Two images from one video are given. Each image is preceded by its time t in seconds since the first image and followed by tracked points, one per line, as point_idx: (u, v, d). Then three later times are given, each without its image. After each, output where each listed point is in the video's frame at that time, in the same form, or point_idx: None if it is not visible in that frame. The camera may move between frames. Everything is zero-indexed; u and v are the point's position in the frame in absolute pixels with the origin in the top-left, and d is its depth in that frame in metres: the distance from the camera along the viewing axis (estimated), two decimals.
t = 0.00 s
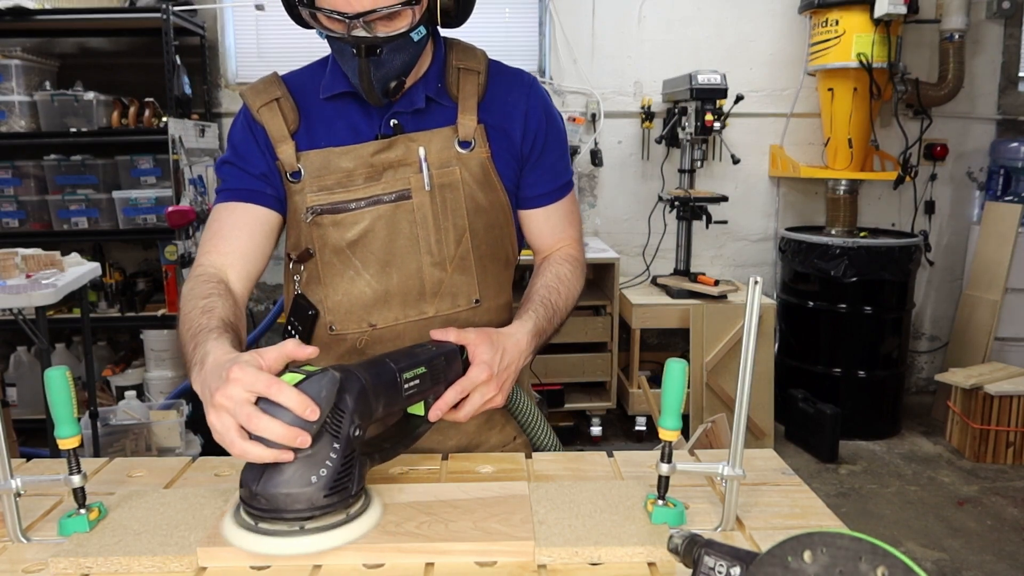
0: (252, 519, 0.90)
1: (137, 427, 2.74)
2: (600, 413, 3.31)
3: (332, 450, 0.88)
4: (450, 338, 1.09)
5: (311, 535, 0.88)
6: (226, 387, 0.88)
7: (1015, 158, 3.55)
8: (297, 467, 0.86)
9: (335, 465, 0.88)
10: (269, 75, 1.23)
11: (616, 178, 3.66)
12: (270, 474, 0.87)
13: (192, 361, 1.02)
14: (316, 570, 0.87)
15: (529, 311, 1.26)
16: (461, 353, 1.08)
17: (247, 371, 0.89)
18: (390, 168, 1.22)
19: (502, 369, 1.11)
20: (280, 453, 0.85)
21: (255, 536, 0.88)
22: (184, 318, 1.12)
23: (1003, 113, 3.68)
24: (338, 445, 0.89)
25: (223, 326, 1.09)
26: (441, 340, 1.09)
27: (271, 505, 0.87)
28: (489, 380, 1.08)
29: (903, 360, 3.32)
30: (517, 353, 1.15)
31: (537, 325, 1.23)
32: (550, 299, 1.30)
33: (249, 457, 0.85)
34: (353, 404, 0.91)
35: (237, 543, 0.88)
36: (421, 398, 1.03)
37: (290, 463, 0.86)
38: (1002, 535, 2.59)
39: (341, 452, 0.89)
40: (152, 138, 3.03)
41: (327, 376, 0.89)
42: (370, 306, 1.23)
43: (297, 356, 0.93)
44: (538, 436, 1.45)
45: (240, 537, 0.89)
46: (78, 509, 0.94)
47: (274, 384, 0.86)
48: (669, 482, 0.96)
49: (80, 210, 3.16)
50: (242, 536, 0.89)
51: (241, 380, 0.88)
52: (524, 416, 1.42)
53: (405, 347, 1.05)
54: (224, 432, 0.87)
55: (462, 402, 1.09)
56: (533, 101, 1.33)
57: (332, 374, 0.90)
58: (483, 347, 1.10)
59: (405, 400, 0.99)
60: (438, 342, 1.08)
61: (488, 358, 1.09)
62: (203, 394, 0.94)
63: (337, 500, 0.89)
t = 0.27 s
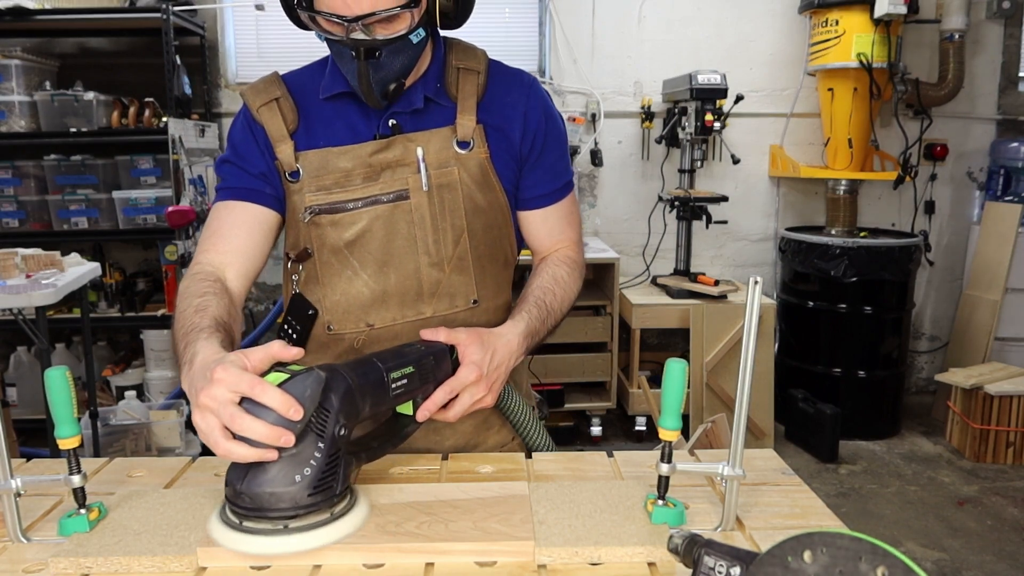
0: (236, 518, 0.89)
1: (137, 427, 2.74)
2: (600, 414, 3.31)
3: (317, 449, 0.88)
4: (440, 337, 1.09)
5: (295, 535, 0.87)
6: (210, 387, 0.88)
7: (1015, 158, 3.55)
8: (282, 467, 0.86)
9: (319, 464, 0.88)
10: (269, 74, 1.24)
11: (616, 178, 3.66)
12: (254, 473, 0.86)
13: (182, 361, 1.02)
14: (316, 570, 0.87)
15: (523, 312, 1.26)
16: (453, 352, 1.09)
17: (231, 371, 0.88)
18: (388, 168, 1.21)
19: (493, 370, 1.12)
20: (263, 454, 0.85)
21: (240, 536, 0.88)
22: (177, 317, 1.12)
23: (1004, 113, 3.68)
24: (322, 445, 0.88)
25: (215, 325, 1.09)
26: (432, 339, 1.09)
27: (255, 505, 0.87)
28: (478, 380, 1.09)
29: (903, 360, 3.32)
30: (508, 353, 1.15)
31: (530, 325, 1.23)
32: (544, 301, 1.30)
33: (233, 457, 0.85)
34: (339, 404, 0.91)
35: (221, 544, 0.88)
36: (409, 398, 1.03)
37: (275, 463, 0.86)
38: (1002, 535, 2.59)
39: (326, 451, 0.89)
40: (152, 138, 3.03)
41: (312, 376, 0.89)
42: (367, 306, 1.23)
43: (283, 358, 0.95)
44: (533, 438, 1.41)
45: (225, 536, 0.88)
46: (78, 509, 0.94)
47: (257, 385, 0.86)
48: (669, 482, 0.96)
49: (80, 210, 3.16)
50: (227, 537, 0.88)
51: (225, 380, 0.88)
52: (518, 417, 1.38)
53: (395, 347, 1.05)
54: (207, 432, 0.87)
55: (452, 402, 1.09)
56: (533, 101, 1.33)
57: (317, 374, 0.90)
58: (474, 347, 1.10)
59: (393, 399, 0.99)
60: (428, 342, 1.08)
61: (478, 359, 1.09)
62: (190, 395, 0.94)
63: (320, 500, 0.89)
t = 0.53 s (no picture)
0: (281, 520, 0.90)
1: (137, 427, 2.74)
2: (600, 414, 3.31)
3: (360, 447, 0.88)
4: (461, 335, 1.09)
5: (345, 533, 0.88)
6: (256, 387, 0.87)
7: (1015, 158, 3.55)
8: (327, 467, 0.86)
9: (364, 463, 0.89)
10: (272, 76, 1.24)
11: (616, 178, 3.66)
12: (300, 474, 0.86)
13: (212, 362, 1.01)
14: (316, 570, 0.87)
15: (534, 308, 1.26)
16: (472, 350, 1.08)
17: (277, 371, 0.88)
18: (395, 169, 1.22)
19: (512, 365, 1.12)
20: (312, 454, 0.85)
21: (289, 536, 0.88)
22: (197, 320, 1.10)
23: (1003, 113, 3.68)
24: (366, 444, 0.89)
25: (240, 327, 1.08)
26: (452, 338, 1.09)
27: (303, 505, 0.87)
28: (499, 375, 1.09)
29: (903, 360, 3.32)
30: (526, 348, 1.15)
31: (543, 322, 1.23)
32: (553, 297, 1.31)
33: (279, 458, 0.85)
34: (377, 402, 0.91)
35: (269, 545, 0.88)
36: (437, 396, 1.02)
37: (320, 463, 0.86)
38: (1002, 535, 2.59)
39: (369, 450, 0.89)
40: (153, 138, 3.03)
41: (353, 373, 0.89)
42: (374, 306, 1.23)
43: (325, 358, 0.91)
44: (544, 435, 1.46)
45: (271, 538, 0.89)
46: (78, 509, 0.94)
47: (305, 384, 0.86)
48: (669, 482, 0.96)
49: (80, 210, 3.16)
50: (275, 538, 0.89)
51: (272, 380, 0.87)
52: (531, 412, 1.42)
53: (420, 345, 1.05)
54: (254, 432, 0.86)
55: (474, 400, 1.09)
56: (537, 102, 1.33)
57: (358, 373, 0.90)
58: (493, 343, 1.10)
59: (422, 398, 0.99)
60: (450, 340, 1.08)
61: (497, 354, 1.09)
62: (229, 393, 0.92)
63: (367, 497, 0.90)
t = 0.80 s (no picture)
0: (359, 526, 0.88)
1: (137, 427, 2.74)
2: (600, 413, 3.31)
3: (437, 449, 0.88)
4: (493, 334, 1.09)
5: (428, 536, 0.87)
6: (336, 392, 0.86)
7: (1015, 158, 3.55)
8: (407, 472, 0.85)
9: (441, 465, 0.88)
10: (282, 76, 1.23)
11: (616, 178, 3.66)
12: (380, 478, 0.85)
13: (262, 367, 0.98)
14: (316, 570, 0.87)
15: (551, 304, 1.28)
16: (504, 348, 1.08)
17: (357, 374, 0.86)
18: (411, 169, 1.22)
19: (539, 360, 1.14)
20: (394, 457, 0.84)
21: (372, 544, 0.86)
22: (231, 324, 1.06)
23: (1003, 113, 3.68)
24: (440, 445, 0.89)
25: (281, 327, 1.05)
26: (485, 336, 1.10)
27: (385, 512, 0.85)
28: (530, 372, 1.10)
29: (903, 360, 3.32)
30: (548, 344, 1.18)
31: (563, 318, 1.26)
32: (566, 292, 1.33)
33: (363, 462, 0.84)
34: (445, 404, 0.91)
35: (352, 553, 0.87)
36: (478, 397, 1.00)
37: (399, 466, 0.85)
38: (1002, 535, 2.59)
39: (444, 451, 0.89)
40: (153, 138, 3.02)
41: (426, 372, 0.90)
42: (389, 307, 1.23)
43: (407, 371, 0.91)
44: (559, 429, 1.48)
45: (348, 544, 0.87)
46: (78, 509, 0.94)
47: (390, 388, 0.85)
48: (669, 482, 0.96)
49: (80, 210, 3.16)
50: (356, 545, 0.87)
51: (356, 384, 0.86)
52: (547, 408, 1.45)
53: (458, 345, 1.04)
54: (334, 437, 0.85)
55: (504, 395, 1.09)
56: (546, 102, 1.35)
57: (427, 374, 0.90)
58: (521, 340, 1.11)
59: (472, 395, 0.98)
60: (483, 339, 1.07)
61: (526, 351, 1.11)
62: (294, 401, 0.90)
63: (446, 500, 0.89)
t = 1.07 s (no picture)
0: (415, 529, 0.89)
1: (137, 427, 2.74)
2: (600, 413, 3.31)
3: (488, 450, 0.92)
4: (513, 332, 1.10)
5: (483, 536, 0.89)
6: (391, 395, 0.87)
7: (1015, 158, 3.55)
8: (463, 469, 0.88)
9: (492, 463, 0.92)
10: (294, 75, 1.22)
11: (616, 178, 3.66)
12: (436, 478, 0.87)
13: (305, 368, 0.98)
14: (316, 570, 0.88)
15: (562, 300, 1.31)
16: (524, 345, 1.09)
17: (412, 376, 0.88)
18: (426, 169, 1.22)
19: (555, 355, 1.15)
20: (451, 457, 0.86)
21: (427, 545, 0.88)
22: (262, 326, 1.06)
23: (1003, 113, 3.68)
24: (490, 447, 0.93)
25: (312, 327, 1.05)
26: (506, 334, 1.10)
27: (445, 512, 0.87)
28: (548, 369, 1.11)
29: (903, 360, 3.32)
30: (561, 339, 1.19)
31: (573, 315, 1.29)
32: (573, 289, 1.36)
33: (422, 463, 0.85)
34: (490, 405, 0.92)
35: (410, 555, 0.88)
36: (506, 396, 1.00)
37: (454, 466, 0.87)
38: (1002, 535, 2.59)
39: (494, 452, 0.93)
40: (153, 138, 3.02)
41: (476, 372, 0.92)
42: (404, 308, 1.23)
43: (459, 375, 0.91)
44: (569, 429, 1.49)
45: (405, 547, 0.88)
46: (78, 509, 0.94)
47: (448, 389, 0.87)
48: (669, 482, 0.96)
49: (80, 210, 3.16)
50: (411, 547, 0.88)
51: (410, 387, 0.87)
52: (558, 408, 1.47)
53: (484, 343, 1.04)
54: (392, 438, 0.86)
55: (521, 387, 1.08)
56: (554, 102, 1.36)
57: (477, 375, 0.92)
58: (538, 338, 1.12)
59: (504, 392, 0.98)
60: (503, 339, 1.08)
61: (543, 348, 1.12)
62: (347, 403, 0.91)
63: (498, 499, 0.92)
